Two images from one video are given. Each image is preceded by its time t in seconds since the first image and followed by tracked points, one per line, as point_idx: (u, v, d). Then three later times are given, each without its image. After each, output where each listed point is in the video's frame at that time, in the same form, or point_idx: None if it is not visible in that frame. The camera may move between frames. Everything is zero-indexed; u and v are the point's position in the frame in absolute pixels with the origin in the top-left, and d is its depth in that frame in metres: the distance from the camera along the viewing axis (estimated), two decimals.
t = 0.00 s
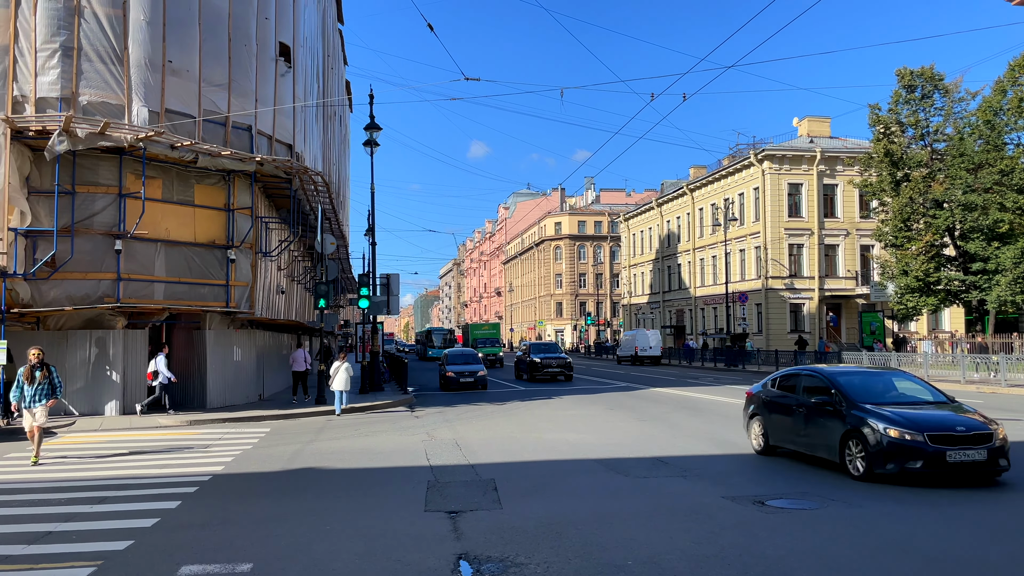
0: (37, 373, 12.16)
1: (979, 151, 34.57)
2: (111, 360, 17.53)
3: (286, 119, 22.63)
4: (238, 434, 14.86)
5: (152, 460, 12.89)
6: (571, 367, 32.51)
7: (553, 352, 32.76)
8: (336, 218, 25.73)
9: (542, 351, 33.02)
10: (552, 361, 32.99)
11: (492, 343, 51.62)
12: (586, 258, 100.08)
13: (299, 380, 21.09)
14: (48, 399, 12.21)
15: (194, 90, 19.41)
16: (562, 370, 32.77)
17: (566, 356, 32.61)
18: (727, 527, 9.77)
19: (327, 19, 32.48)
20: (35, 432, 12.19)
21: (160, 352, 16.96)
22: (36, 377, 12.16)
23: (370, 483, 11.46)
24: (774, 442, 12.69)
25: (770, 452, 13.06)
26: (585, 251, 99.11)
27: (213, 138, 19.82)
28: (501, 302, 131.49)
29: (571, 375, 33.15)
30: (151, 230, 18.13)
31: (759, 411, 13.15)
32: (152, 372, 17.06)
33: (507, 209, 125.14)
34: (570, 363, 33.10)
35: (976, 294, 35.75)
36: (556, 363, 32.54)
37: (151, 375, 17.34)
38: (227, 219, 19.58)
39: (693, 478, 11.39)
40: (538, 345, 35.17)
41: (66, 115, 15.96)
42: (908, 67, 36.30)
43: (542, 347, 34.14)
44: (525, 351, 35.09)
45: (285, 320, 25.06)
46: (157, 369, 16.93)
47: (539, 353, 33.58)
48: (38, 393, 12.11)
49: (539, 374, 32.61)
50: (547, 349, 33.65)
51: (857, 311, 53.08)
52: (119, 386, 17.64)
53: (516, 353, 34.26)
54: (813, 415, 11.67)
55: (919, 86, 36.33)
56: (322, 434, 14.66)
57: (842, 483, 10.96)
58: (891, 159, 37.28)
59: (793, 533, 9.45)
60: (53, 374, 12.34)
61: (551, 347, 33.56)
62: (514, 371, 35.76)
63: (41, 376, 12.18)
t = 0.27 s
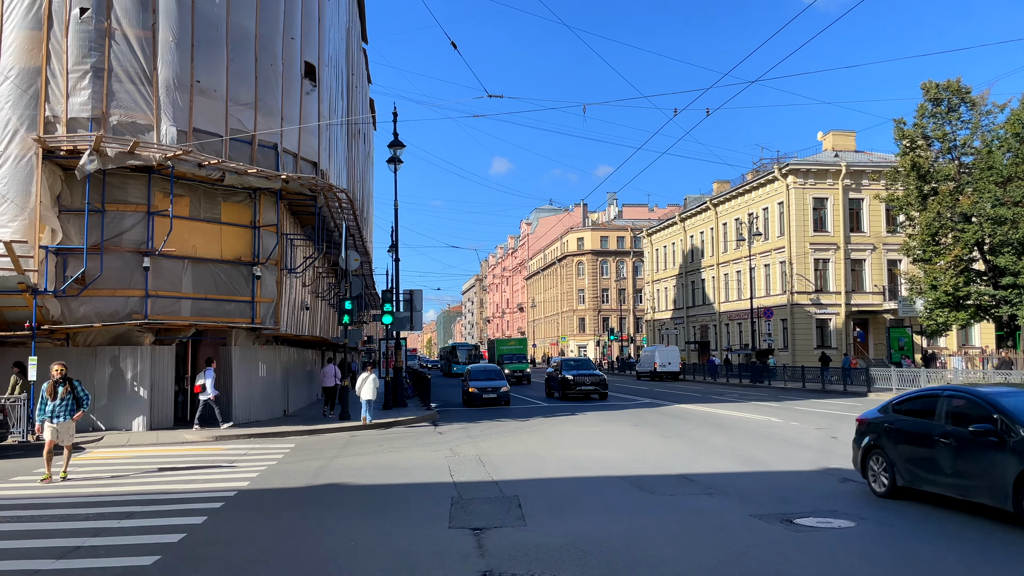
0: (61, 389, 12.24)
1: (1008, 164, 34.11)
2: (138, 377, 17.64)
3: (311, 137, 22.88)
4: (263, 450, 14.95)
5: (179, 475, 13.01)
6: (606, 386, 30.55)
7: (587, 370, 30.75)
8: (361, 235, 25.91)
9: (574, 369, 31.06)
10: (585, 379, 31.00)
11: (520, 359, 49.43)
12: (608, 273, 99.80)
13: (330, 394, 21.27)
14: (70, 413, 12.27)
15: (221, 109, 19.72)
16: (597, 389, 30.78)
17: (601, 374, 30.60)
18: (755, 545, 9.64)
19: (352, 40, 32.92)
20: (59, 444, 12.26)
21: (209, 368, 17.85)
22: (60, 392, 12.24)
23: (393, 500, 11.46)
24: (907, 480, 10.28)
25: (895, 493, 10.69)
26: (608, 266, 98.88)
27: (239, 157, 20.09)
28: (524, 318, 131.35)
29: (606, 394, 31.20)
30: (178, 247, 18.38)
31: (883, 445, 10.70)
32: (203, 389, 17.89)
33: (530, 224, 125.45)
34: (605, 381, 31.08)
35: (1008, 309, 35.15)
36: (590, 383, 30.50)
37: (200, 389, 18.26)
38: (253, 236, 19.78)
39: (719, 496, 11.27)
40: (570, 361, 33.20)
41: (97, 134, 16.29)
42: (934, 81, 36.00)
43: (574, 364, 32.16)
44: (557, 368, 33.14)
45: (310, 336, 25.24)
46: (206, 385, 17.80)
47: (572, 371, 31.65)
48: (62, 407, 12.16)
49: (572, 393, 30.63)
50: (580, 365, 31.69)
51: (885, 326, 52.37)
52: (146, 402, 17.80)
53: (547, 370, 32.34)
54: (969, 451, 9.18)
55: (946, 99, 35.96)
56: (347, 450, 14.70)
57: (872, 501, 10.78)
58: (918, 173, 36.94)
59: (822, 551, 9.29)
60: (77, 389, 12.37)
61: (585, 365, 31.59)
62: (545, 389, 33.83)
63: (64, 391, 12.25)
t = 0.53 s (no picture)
0: (82, 410, 11.85)
1: None
2: (165, 396, 17.77)
3: (336, 158, 23.12)
4: (288, 469, 15.00)
5: (205, 492, 13.11)
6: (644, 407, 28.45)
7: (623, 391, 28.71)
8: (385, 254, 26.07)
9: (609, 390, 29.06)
10: (621, 400, 28.92)
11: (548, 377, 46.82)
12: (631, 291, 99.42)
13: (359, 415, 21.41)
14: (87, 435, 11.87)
15: (247, 131, 20.00)
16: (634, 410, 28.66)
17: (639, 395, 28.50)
18: (784, 567, 9.47)
19: (375, 61, 33.32)
20: (80, 466, 12.05)
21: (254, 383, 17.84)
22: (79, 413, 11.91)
23: (417, 519, 11.41)
24: None
25: None
26: (631, 285, 98.55)
27: (265, 177, 20.29)
28: (547, 336, 131.04)
29: (644, 415, 29.16)
30: (205, 267, 18.60)
31: None
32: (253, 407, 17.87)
33: (552, 243, 125.77)
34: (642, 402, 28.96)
35: None
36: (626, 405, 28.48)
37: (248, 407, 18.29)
38: (279, 255, 19.95)
39: (747, 517, 11.10)
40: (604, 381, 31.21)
41: (127, 157, 16.61)
42: (960, 97, 35.69)
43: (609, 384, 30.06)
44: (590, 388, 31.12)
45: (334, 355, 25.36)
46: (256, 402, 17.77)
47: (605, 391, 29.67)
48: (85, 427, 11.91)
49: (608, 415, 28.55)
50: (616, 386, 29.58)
51: (913, 345, 51.58)
52: (173, 421, 17.81)
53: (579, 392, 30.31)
54: None
55: (972, 115, 35.64)
56: (371, 469, 14.71)
57: (904, 523, 10.56)
58: (945, 190, 36.55)
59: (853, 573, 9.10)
60: (100, 410, 12.07)
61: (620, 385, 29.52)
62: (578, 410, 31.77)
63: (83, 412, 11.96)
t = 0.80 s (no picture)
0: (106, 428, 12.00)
1: None
2: (190, 416, 17.90)
3: (360, 180, 23.34)
4: (312, 489, 15.04)
5: (229, 513, 13.18)
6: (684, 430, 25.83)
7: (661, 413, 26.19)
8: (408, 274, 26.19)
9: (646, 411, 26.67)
10: (659, 423, 26.36)
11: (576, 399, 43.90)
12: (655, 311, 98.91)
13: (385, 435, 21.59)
14: (119, 453, 11.62)
15: (273, 154, 20.25)
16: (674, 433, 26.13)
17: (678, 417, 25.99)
18: None
19: (399, 84, 33.66)
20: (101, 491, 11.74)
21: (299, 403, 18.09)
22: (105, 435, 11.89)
23: (439, 541, 11.36)
24: None
25: None
26: (654, 304, 98.05)
27: (290, 200, 20.51)
28: (570, 356, 130.51)
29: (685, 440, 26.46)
30: (231, 289, 18.79)
31: None
32: (297, 425, 17.92)
33: (575, 262, 125.76)
34: (682, 425, 26.45)
35: None
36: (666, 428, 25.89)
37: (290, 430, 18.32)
38: (303, 276, 20.12)
39: (774, 540, 10.92)
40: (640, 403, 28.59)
41: (155, 181, 16.92)
42: (986, 114, 35.33)
43: (646, 406, 27.60)
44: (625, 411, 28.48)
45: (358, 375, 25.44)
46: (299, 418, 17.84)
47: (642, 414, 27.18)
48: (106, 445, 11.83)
49: (645, 439, 25.99)
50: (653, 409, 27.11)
51: (943, 364, 50.71)
52: (198, 441, 17.91)
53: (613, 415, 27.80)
54: None
55: (998, 132, 35.25)
56: (394, 490, 14.69)
57: (936, 547, 10.32)
58: (973, 208, 36.10)
59: None
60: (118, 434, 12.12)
61: (657, 407, 26.98)
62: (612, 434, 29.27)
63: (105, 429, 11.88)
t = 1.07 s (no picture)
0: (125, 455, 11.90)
1: None
2: (216, 438, 18.04)
3: (383, 202, 23.53)
4: (336, 511, 15.06)
5: (254, 534, 13.21)
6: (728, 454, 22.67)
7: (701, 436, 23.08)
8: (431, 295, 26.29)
9: (685, 434, 23.62)
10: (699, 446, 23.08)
11: (604, 419, 40.84)
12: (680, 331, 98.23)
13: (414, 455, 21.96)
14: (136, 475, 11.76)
15: (299, 177, 20.50)
16: (718, 458, 23.00)
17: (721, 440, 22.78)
18: None
19: (422, 108, 33.99)
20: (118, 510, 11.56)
21: (341, 422, 18.97)
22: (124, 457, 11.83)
23: (462, 562, 11.31)
24: None
25: None
26: (678, 324, 97.40)
27: (316, 223, 20.75)
28: (593, 377, 129.71)
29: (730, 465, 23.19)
30: (257, 310, 18.97)
31: None
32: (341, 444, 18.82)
33: (598, 283, 125.46)
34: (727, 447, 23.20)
35: None
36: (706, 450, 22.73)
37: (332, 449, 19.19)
38: (328, 298, 20.27)
39: (802, 564, 10.74)
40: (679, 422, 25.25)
41: (183, 205, 17.22)
42: (1012, 131, 34.93)
43: (685, 427, 24.49)
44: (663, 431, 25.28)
45: (382, 397, 25.50)
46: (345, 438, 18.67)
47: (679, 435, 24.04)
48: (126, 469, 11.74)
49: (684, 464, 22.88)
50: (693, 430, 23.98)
51: (974, 385, 49.72)
52: (224, 463, 18.03)
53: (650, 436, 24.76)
54: None
55: None
56: (418, 512, 14.67)
57: (969, 570, 10.10)
58: (1001, 226, 35.59)
59: None
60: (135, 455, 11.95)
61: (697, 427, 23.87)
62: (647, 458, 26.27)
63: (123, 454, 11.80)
